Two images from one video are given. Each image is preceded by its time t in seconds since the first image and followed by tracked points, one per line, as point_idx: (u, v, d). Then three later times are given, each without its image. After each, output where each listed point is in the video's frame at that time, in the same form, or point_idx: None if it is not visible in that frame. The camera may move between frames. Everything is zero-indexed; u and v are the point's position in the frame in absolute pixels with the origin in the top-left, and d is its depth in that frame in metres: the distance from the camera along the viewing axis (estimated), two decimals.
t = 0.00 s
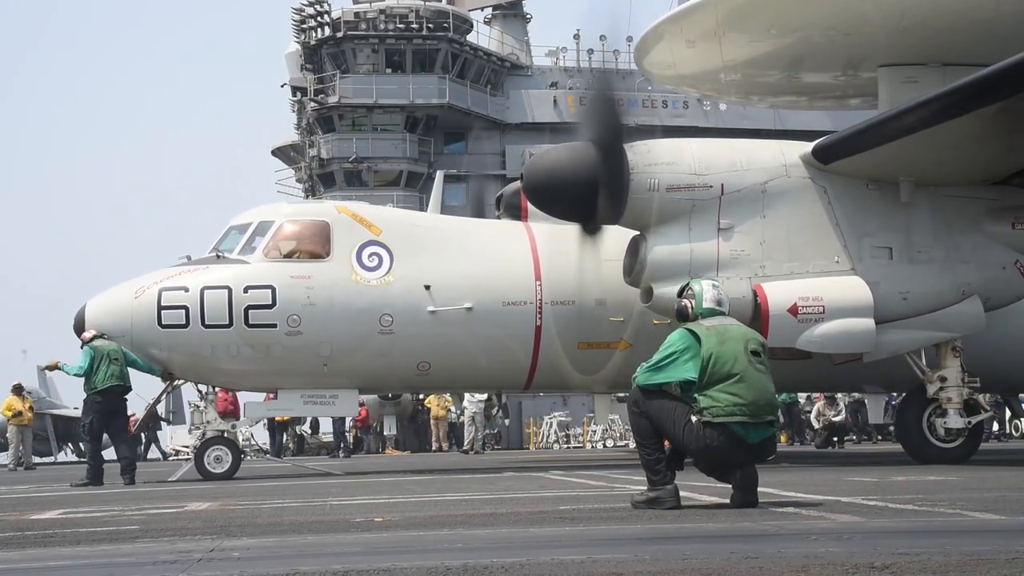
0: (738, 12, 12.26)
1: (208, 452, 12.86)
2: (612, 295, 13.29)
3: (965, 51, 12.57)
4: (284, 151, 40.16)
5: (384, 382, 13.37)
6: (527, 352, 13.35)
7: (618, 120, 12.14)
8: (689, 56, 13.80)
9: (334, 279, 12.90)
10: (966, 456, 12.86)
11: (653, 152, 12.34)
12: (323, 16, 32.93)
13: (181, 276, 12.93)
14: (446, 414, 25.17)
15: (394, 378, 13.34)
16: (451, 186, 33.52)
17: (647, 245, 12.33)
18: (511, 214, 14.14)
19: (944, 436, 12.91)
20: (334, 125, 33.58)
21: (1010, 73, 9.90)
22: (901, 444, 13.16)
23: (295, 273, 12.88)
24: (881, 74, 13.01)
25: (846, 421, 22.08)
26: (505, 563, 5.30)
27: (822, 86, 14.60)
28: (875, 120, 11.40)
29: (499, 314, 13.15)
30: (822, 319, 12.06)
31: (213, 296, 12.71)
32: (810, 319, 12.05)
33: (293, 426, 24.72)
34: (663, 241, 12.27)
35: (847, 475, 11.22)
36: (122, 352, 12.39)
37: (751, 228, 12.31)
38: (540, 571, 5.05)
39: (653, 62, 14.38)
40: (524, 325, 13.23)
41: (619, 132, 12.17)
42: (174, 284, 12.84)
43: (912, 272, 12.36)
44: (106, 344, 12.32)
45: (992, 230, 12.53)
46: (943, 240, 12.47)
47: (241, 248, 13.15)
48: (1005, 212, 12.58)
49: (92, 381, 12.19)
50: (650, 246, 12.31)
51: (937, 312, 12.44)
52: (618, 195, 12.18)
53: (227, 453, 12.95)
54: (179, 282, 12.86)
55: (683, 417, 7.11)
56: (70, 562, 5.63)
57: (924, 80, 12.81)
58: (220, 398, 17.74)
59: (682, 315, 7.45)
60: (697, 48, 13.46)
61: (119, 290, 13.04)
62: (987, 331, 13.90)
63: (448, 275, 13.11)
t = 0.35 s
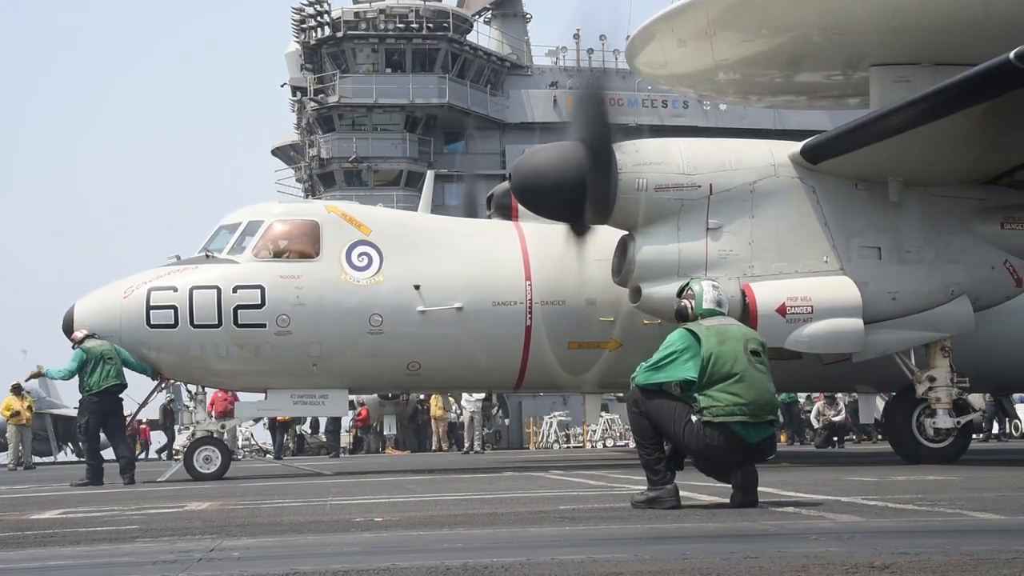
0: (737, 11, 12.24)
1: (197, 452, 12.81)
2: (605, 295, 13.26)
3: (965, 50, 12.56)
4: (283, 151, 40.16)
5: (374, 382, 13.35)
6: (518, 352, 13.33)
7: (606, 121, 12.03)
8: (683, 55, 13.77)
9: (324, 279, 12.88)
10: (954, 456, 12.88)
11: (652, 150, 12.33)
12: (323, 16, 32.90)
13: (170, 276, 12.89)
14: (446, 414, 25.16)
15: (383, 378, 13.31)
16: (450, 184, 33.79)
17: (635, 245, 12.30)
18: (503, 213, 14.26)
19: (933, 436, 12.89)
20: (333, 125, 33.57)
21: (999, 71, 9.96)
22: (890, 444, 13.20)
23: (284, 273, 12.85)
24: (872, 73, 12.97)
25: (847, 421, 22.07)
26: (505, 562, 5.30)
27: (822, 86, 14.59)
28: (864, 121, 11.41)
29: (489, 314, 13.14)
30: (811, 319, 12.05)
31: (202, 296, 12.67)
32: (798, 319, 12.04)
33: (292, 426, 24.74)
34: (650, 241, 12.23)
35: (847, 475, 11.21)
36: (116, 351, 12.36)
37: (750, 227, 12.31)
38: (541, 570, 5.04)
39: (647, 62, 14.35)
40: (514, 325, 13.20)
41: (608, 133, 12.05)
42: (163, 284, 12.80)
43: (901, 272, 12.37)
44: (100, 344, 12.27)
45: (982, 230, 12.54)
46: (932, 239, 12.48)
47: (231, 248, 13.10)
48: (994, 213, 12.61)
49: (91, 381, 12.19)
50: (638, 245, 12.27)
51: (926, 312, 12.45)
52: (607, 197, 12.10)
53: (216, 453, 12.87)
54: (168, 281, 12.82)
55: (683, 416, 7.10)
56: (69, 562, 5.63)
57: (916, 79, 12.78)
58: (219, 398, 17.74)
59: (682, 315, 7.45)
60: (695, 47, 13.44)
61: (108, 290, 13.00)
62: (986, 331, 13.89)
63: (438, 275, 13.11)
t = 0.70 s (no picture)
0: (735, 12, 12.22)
1: (185, 453, 12.78)
2: (595, 296, 13.24)
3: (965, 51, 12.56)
4: (282, 151, 40.16)
5: (362, 382, 13.32)
6: (506, 352, 13.28)
7: (593, 120, 12.08)
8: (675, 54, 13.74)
9: (312, 279, 12.86)
10: (943, 456, 12.85)
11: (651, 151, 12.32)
12: (323, 16, 32.88)
13: (158, 276, 12.87)
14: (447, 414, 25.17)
15: (372, 378, 13.28)
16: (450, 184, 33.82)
17: (622, 245, 12.22)
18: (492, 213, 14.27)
19: (921, 436, 12.90)
20: (333, 125, 33.59)
21: (983, 71, 9.97)
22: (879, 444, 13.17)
23: (272, 273, 12.82)
24: (863, 73, 12.96)
25: (847, 420, 22.07)
26: (505, 562, 5.31)
27: (821, 86, 14.59)
28: (851, 121, 11.39)
29: (478, 314, 13.09)
30: (798, 319, 12.01)
31: (190, 295, 12.65)
32: (785, 319, 12.00)
33: (292, 427, 24.75)
34: (638, 241, 12.18)
35: (847, 475, 11.23)
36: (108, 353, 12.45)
37: (750, 226, 12.28)
38: (540, 570, 5.04)
39: (639, 61, 14.32)
40: (503, 325, 13.15)
41: (594, 132, 12.10)
42: (151, 284, 12.78)
43: (888, 272, 12.35)
44: (94, 344, 12.37)
45: (969, 230, 12.51)
46: (919, 239, 12.46)
47: (219, 248, 13.09)
48: (982, 212, 12.58)
49: (81, 382, 12.27)
50: (625, 244, 12.22)
51: (914, 311, 12.44)
52: (593, 197, 12.12)
53: (204, 453, 12.85)
54: (156, 281, 12.80)
55: (683, 416, 7.11)
56: (70, 561, 5.64)
57: (906, 79, 12.81)
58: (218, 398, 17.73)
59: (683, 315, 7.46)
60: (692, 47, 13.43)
61: (95, 290, 12.97)
62: (984, 330, 13.88)
63: (427, 274, 13.07)
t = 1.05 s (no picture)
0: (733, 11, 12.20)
1: (173, 452, 12.75)
2: (583, 296, 13.21)
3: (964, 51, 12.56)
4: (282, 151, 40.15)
5: (349, 381, 13.26)
6: (495, 352, 13.24)
7: (580, 119, 11.97)
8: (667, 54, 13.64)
9: (299, 279, 12.81)
10: (929, 457, 12.90)
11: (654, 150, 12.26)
12: (323, 16, 32.88)
13: (146, 275, 12.82)
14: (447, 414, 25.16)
15: (360, 378, 13.22)
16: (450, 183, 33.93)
17: (609, 245, 12.12)
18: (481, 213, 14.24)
19: (908, 436, 12.93)
20: (333, 124, 33.58)
21: (967, 70, 9.96)
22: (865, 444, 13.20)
23: (259, 273, 12.78)
24: (854, 74, 12.95)
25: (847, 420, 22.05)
26: (505, 561, 5.31)
27: (820, 86, 14.58)
28: (838, 120, 11.32)
29: (466, 313, 13.05)
30: (784, 319, 11.95)
31: (176, 295, 12.60)
32: (772, 319, 11.94)
33: (292, 427, 24.75)
34: (626, 241, 12.07)
35: (847, 474, 11.23)
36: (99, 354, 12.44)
37: (751, 225, 12.23)
38: (540, 570, 5.03)
39: (630, 61, 14.27)
40: (491, 324, 13.11)
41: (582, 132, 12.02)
42: (138, 283, 12.74)
43: (876, 272, 12.33)
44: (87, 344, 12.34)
45: (957, 230, 12.53)
46: (907, 239, 12.45)
47: (205, 248, 13.04)
48: (970, 212, 12.60)
49: (75, 383, 12.24)
50: (612, 245, 12.12)
51: (901, 311, 12.43)
52: (581, 196, 12.03)
53: (192, 453, 12.80)
54: (143, 281, 12.76)
55: (683, 416, 7.10)
56: (71, 561, 5.64)
57: (897, 78, 12.77)
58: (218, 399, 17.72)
59: (682, 316, 7.46)
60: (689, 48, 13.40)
61: (82, 289, 12.93)
62: (982, 329, 13.88)
63: (415, 274, 13.03)
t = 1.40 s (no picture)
0: (732, 12, 12.19)
1: (162, 452, 12.73)
2: (571, 295, 13.21)
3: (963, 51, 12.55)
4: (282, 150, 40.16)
5: (339, 381, 13.24)
6: (484, 353, 13.22)
7: (568, 119, 11.90)
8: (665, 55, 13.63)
9: (288, 279, 12.75)
10: (917, 456, 12.90)
11: (654, 150, 12.24)
12: (323, 16, 32.89)
13: (134, 276, 12.75)
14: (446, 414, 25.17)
15: (348, 378, 13.20)
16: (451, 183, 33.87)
17: (596, 245, 12.09)
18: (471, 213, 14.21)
19: (897, 435, 12.95)
20: (333, 124, 33.58)
21: (953, 71, 9.93)
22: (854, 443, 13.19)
23: (247, 272, 12.71)
24: (843, 71, 13.15)
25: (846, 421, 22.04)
26: (504, 561, 5.31)
27: (819, 86, 14.57)
28: (825, 120, 11.26)
29: (456, 314, 13.01)
30: (772, 319, 11.92)
31: (164, 295, 12.53)
32: (759, 318, 11.90)
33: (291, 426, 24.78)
34: (614, 240, 12.03)
35: (847, 474, 11.23)
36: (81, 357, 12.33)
37: (751, 225, 12.22)
38: (540, 570, 5.03)
39: (627, 61, 14.26)
40: (481, 325, 13.08)
41: (570, 131, 11.95)
42: (127, 283, 12.67)
43: (863, 272, 12.32)
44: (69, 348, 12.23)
45: (945, 230, 12.54)
46: (895, 239, 12.44)
47: (194, 248, 12.96)
48: (958, 213, 12.60)
49: (58, 386, 12.14)
50: (600, 245, 12.07)
51: (889, 311, 12.43)
52: (568, 196, 11.99)
53: (181, 453, 12.79)
54: (132, 281, 12.69)
55: (684, 416, 7.10)
56: (72, 560, 5.65)
57: (887, 78, 12.92)
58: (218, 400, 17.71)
59: (682, 316, 7.43)
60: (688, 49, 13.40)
61: (71, 289, 12.86)
62: (980, 329, 13.87)
63: (405, 273, 12.98)
